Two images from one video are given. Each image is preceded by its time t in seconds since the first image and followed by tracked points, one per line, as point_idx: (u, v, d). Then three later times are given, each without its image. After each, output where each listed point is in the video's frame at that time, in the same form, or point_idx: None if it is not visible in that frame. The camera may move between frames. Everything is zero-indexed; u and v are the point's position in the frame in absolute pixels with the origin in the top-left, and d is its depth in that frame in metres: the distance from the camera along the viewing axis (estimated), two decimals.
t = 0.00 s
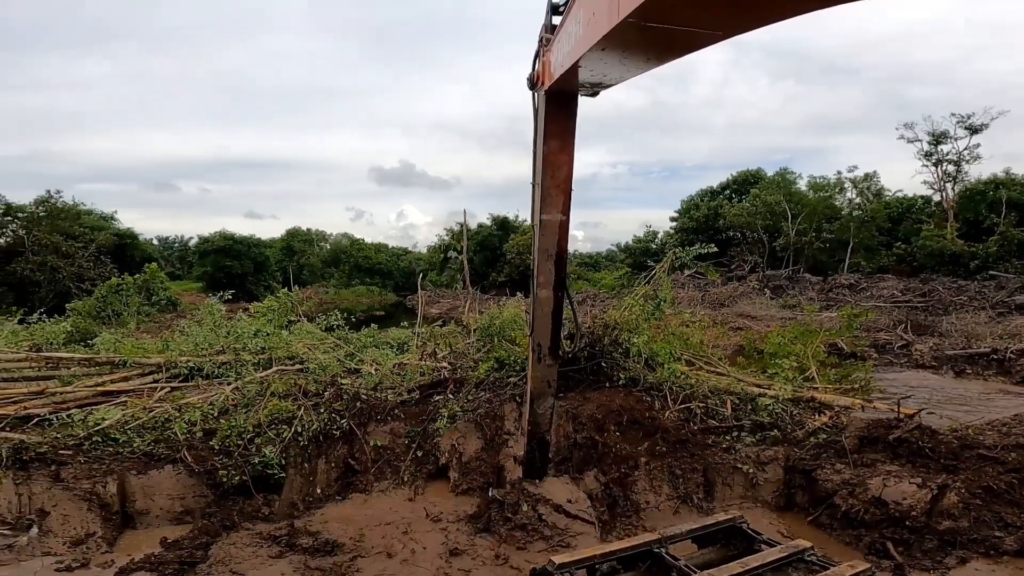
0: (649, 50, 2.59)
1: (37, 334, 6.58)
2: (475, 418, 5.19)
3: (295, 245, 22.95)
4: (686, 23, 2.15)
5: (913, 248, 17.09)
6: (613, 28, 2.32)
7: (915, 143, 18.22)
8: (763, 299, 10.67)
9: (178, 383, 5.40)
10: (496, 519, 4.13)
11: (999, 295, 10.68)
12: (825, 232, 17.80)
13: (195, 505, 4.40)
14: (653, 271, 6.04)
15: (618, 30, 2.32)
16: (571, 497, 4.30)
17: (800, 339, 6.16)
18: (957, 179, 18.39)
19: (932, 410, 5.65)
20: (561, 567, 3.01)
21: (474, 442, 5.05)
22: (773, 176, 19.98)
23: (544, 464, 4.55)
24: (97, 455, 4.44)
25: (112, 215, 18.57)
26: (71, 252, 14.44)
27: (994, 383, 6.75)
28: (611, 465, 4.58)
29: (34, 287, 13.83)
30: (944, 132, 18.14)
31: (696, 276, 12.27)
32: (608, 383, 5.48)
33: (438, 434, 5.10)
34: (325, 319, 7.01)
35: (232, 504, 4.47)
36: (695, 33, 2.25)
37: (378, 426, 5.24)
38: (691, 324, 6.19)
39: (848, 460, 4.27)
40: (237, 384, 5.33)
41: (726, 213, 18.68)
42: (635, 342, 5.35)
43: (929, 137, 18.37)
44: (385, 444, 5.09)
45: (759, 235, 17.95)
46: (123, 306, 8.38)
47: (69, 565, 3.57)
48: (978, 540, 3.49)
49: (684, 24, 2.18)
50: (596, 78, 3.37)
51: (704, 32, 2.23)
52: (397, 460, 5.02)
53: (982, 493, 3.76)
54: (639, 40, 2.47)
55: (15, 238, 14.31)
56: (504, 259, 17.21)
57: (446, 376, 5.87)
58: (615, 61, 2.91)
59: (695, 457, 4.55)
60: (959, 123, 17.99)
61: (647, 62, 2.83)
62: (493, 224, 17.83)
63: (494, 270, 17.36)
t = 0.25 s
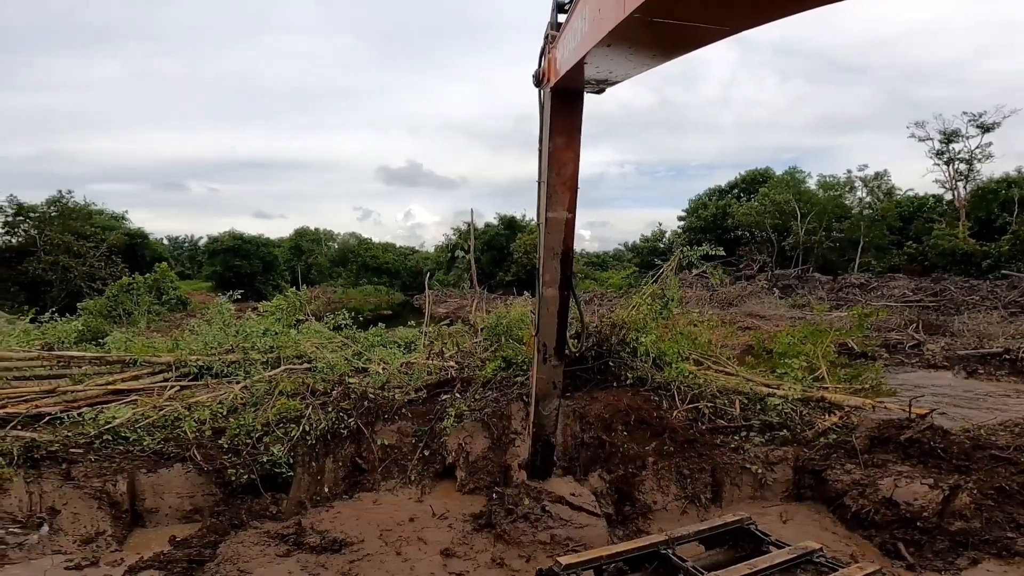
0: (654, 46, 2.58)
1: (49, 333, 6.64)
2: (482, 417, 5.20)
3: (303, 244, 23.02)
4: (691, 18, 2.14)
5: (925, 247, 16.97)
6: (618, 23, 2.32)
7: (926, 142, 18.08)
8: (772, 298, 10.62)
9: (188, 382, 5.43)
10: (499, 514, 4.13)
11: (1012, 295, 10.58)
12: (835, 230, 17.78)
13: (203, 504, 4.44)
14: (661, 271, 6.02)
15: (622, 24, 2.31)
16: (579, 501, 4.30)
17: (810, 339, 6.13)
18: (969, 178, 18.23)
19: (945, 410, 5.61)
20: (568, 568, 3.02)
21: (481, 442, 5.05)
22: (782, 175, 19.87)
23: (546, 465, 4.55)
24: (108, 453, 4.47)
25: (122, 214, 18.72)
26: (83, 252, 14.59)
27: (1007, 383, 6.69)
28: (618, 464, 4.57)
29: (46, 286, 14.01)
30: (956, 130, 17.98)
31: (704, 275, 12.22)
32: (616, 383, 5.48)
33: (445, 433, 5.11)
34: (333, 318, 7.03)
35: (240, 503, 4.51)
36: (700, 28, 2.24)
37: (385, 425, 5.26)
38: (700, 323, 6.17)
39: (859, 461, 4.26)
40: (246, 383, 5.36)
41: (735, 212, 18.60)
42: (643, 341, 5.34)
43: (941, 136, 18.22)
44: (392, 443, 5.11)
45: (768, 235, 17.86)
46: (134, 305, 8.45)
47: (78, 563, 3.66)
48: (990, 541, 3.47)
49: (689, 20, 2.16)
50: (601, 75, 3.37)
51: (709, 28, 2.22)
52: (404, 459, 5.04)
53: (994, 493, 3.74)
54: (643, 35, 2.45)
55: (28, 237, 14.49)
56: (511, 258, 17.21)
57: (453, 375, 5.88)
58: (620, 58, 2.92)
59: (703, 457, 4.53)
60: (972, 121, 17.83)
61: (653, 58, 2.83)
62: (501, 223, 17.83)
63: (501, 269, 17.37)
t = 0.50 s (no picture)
0: (658, 35, 2.58)
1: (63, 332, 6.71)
2: (490, 416, 5.21)
3: (312, 243, 23.11)
4: (699, 9, 2.13)
5: (937, 247, 16.84)
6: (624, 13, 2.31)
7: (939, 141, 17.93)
8: (782, 298, 10.57)
9: (199, 381, 5.47)
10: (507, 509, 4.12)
11: None
12: (846, 230, 17.62)
13: (214, 502, 4.48)
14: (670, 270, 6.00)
15: (627, 12, 2.30)
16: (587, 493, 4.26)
17: (821, 338, 6.10)
18: (982, 177, 18.07)
19: (958, 410, 5.57)
20: (577, 568, 3.04)
21: (489, 441, 5.07)
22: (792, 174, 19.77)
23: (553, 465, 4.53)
24: (121, 452, 4.51)
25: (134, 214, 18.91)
26: (95, 252, 14.77)
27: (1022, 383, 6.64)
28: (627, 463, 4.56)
29: (60, 285, 14.23)
30: (969, 129, 17.82)
31: (714, 274, 12.18)
32: (625, 382, 5.47)
33: (453, 432, 5.13)
34: (342, 317, 7.06)
35: (251, 501, 4.56)
36: (708, 18, 2.23)
37: (394, 424, 5.28)
38: (709, 322, 6.15)
39: (870, 461, 4.25)
40: (257, 382, 5.39)
41: (744, 211, 18.52)
42: (652, 340, 5.33)
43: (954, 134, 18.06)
44: (401, 442, 5.13)
45: (778, 234, 17.77)
46: (146, 304, 8.52)
47: (90, 561, 3.73)
48: (1003, 542, 3.47)
49: (693, 8, 2.16)
50: (606, 66, 3.36)
51: (717, 18, 2.21)
52: (412, 458, 5.07)
53: (1007, 494, 3.73)
54: (648, 24, 2.45)
55: (42, 237, 14.72)
56: (519, 257, 17.22)
57: (461, 374, 5.89)
58: (626, 48, 2.91)
59: (712, 457, 4.52)
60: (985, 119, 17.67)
61: (658, 48, 2.83)
62: (509, 222, 17.84)
63: (509, 268, 17.39)
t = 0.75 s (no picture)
0: (665, 22, 2.58)
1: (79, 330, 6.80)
2: (499, 416, 5.22)
3: (323, 243, 23.22)
4: None
5: (951, 247, 16.67)
6: None
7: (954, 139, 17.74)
8: (794, 298, 10.52)
9: (212, 379, 5.51)
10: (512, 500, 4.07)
11: None
12: (859, 229, 17.44)
13: (227, 501, 4.52)
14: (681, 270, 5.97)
15: None
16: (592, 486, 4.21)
17: (834, 338, 6.07)
18: (997, 175, 17.87)
19: (974, 411, 5.52)
20: (586, 568, 3.05)
21: (498, 440, 5.08)
22: (805, 173, 19.63)
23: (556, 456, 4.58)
24: (135, 450, 4.54)
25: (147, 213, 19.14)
26: (110, 252, 14.98)
27: None
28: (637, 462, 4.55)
29: (75, 284, 14.54)
30: (984, 127, 17.62)
31: (725, 274, 12.13)
32: (635, 382, 5.47)
33: (463, 431, 5.14)
34: (353, 317, 7.09)
35: (263, 499, 4.60)
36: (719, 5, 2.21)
37: (403, 423, 5.30)
38: (720, 322, 6.12)
39: (884, 462, 4.22)
40: (269, 381, 5.43)
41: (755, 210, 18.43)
42: (662, 340, 5.31)
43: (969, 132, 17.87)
44: (411, 441, 5.15)
45: (790, 233, 17.67)
46: (160, 303, 8.60)
47: (104, 559, 3.76)
48: (1019, 543, 3.44)
49: None
50: (611, 56, 3.37)
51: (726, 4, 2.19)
52: (422, 457, 5.09)
53: None
54: (653, 9, 2.43)
55: (58, 237, 15.01)
56: (529, 257, 17.24)
57: (470, 374, 5.89)
58: (632, 36, 2.91)
59: (723, 457, 4.50)
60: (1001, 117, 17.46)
61: (665, 36, 2.83)
62: (518, 222, 17.86)
63: (518, 268, 17.41)
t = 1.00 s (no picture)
0: (671, 4, 2.59)
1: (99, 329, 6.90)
2: (512, 416, 5.24)
3: (336, 244, 23.34)
4: None
5: (970, 246, 16.47)
6: None
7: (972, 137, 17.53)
8: (809, 298, 10.45)
9: (229, 378, 5.58)
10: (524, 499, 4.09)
11: None
12: (875, 229, 17.57)
13: (243, 499, 4.57)
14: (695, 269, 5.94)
15: None
16: (600, 477, 4.15)
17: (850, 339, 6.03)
18: (1017, 174, 17.62)
19: (994, 412, 5.46)
20: (600, 567, 3.06)
21: (510, 440, 5.09)
22: (820, 172, 19.49)
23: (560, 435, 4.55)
24: (154, 448, 4.60)
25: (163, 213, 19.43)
26: (127, 251, 15.21)
27: None
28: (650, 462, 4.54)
29: (94, 284, 14.93)
30: (1004, 125, 17.39)
31: (739, 273, 12.08)
32: (648, 382, 5.46)
33: (476, 430, 5.16)
34: (367, 316, 7.14)
35: (277, 497, 4.64)
36: None
37: (417, 422, 5.35)
38: (734, 322, 6.09)
39: (901, 463, 4.20)
40: (284, 380, 5.48)
41: (769, 209, 18.34)
42: (675, 340, 5.30)
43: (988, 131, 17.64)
44: (424, 440, 5.20)
45: (804, 233, 17.55)
46: (177, 303, 8.71)
47: (124, 557, 3.78)
48: None
49: None
50: (616, 41, 3.38)
51: None
52: (435, 456, 5.13)
53: None
54: None
55: (77, 237, 15.35)
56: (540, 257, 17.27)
57: (483, 373, 5.91)
58: (638, 20, 2.93)
59: (737, 457, 4.50)
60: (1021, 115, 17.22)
61: (671, 19, 2.84)
62: (530, 222, 17.90)
63: (530, 267, 17.45)
